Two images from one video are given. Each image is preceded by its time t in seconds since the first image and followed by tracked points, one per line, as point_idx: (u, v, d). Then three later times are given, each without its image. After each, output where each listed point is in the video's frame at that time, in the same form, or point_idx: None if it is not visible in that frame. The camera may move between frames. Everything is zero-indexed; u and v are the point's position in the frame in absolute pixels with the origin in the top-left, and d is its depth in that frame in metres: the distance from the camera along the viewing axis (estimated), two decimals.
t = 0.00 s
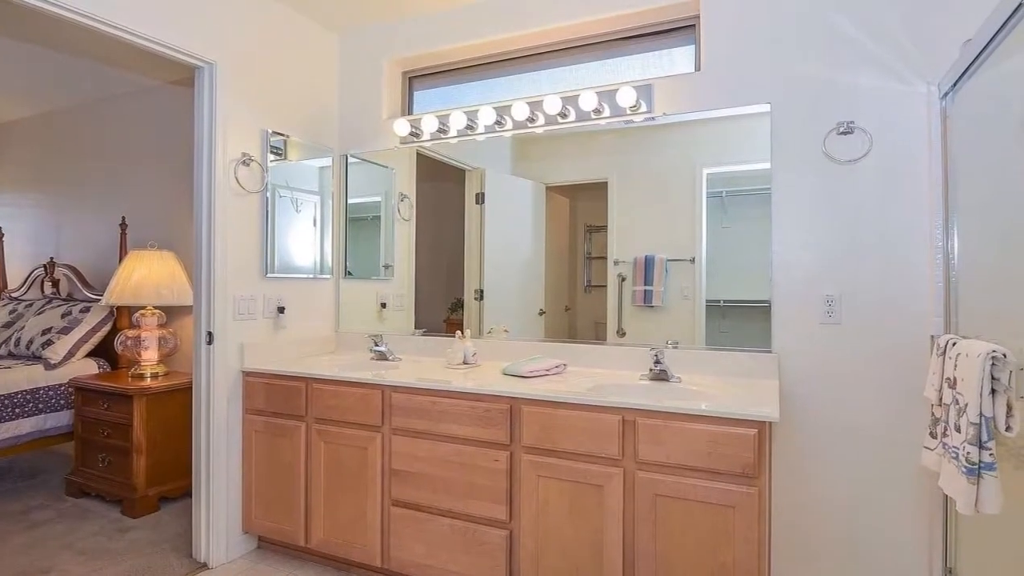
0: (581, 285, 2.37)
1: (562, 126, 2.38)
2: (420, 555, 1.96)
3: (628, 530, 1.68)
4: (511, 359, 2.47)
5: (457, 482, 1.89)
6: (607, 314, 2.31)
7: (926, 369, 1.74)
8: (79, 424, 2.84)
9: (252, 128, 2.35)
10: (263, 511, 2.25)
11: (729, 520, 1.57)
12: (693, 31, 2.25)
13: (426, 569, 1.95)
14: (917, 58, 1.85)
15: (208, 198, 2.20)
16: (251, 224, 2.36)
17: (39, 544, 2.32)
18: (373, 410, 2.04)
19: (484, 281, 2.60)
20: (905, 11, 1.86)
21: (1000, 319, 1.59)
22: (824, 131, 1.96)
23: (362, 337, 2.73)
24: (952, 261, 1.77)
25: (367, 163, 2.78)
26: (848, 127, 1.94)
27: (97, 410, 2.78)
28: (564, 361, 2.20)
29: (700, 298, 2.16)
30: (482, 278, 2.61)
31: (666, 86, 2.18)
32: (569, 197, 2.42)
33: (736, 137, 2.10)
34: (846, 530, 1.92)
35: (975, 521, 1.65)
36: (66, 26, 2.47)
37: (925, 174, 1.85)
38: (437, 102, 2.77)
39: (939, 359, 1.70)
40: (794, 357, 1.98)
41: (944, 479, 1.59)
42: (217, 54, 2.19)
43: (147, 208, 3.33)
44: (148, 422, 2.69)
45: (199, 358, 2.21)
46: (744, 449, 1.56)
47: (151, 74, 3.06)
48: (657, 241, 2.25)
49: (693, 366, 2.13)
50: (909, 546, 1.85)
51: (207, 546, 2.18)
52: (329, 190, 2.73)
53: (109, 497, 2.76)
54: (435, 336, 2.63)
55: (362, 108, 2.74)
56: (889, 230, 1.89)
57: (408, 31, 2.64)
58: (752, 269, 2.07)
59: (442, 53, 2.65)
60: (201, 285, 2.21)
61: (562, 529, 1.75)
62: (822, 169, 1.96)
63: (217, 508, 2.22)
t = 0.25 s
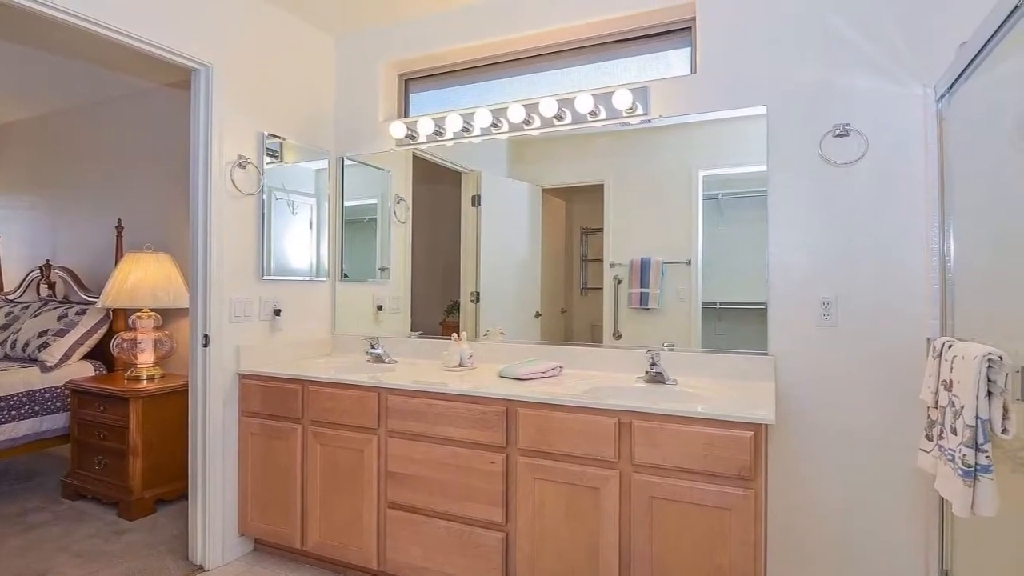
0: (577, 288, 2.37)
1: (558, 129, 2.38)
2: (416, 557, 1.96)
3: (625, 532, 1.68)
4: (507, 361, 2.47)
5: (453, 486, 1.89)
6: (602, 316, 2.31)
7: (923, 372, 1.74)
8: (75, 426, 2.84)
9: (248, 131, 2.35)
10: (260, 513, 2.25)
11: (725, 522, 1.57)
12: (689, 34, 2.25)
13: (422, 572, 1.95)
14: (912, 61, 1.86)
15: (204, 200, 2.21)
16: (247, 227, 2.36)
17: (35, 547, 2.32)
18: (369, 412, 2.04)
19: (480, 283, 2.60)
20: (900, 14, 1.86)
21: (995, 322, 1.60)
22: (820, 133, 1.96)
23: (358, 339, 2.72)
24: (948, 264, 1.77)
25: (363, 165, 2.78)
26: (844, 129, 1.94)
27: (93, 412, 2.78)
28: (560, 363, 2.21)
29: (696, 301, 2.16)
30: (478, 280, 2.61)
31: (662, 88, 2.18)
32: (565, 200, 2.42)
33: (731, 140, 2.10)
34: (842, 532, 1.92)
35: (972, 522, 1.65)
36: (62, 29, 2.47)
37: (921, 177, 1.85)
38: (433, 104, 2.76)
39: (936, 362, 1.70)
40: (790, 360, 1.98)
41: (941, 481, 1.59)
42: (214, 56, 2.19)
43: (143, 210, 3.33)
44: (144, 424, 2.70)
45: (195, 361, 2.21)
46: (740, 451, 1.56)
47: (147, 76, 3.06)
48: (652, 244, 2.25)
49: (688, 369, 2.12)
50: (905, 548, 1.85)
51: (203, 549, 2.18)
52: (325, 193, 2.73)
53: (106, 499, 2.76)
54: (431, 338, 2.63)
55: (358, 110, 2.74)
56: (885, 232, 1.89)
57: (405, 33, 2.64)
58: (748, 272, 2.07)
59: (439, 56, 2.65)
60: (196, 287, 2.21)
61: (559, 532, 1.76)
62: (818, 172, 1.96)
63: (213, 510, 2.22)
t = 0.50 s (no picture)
0: (573, 290, 2.37)
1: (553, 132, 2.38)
2: (412, 560, 1.96)
3: (621, 535, 1.68)
4: (503, 363, 2.47)
5: (450, 488, 1.89)
6: (598, 319, 2.31)
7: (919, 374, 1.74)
8: (71, 429, 2.85)
9: (245, 133, 2.36)
10: (256, 515, 2.25)
11: (721, 524, 1.57)
12: (685, 36, 2.25)
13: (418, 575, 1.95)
14: (907, 64, 1.86)
15: (201, 203, 2.21)
16: (243, 229, 2.36)
17: (30, 549, 2.32)
18: (365, 415, 2.04)
19: (476, 286, 2.60)
20: (895, 18, 1.87)
21: (991, 324, 1.60)
22: (816, 136, 1.97)
23: (354, 341, 2.72)
24: (943, 267, 1.78)
25: (359, 168, 2.77)
26: (840, 132, 1.94)
27: (90, 414, 2.78)
28: (556, 365, 2.21)
29: (692, 303, 2.16)
30: (474, 283, 2.61)
31: (657, 91, 2.18)
32: (561, 202, 2.42)
33: (726, 142, 2.10)
34: (839, 535, 1.92)
35: (967, 524, 1.66)
36: (59, 32, 2.47)
37: (917, 180, 1.86)
38: (430, 106, 2.76)
39: (932, 364, 1.70)
40: (785, 363, 1.99)
41: (937, 483, 1.59)
42: (210, 59, 2.20)
43: (139, 212, 3.33)
44: (140, 426, 2.69)
45: (191, 363, 2.21)
46: (736, 453, 1.56)
47: (144, 79, 3.06)
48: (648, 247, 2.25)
49: (684, 372, 2.12)
50: (901, 550, 1.86)
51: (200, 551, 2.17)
52: (321, 195, 2.73)
53: (102, 501, 2.76)
54: (427, 340, 2.63)
55: (354, 112, 2.74)
56: (881, 234, 1.89)
57: (401, 35, 2.64)
58: (744, 275, 2.07)
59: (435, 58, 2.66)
60: (193, 290, 2.21)
61: (554, 534, 1.76)
62: (814, 174, 1.97)
63: (210, 512, 2.22)
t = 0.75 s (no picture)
0: (570, 292, 2.37)
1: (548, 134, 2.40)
2: (408, 562, 1.96)
3: (617, 538, 1.68)
4: (499, 366, 2.47)
5: (446, 491, 1.89)
6: (595, 321, 2.31)
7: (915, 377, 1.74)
8: (67, 431, 2.85)
9: (241, 135, 2.36)
10: (252, 518, 2.25)
11: (718, 527, 1.57)
12: (681, 38, 2.25)
13: None
14: (905, 66, 1.86)
15: (198, 204, 2.21)
16: (239, 231, 2.36)
17: (26, 552, 2.32)
18: (361, 417, 2.04)
19: (472, 288, 2.60)
20: (891, 20, 1.87)
21: (987, 327, 1.60)
22: (812, 138, 1.97)
23: (350, 344, 2.72)
24: (940, 269, 1.78)
25: (356, 170, 2.77)
26: (836, 134, 1.95)
27: (86, 416, 2.78)
28: (552, 367, 2.21)
29: (688, 305, 2.16)
30: (470, 285, 2.61)
31: (654, 93, 2.18)
32: (557, 204, 2.41)
33: (722, 145, 2.11)
34: (835, 537, 1.92)
35: (963, 526, 1.66)
36: (55, 34, 2.47)
37: (913, 182, 1.86)
38: (426, 109, 2.77)
39: (928, 366, 1.70)
40: (781, 365, 1.99)
41: (932, 485, 1.59)
42: (206, 61, 2.20)
43: (135, 214, 3.33)
44: (137, 429, 2.70)
45: (187, 365, 2.21)
46: (732, 456, 1.56)
47: (140, 81, 3.06)
48: (644, 250, 2.26)
49: (680, 375, 2.12)
50: (897, 553, 1.86)
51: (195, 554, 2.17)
52: (317, 197, 2.73)
53: (99, 504, 2.76)
54: (423, 343, 2.63)
55: (351, 114, 2.74)
56: (877, 236, 1.90)
57: (398, 37, 2.64)
58: (740, 277, 2.07)
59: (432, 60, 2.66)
60: (188, 291, 2.21)
61: (550, 537, 1.76)
62: (811, 176, 1.97)
63: (206, 514, 2.22)
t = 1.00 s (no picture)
0: (566, 295, 2.37)
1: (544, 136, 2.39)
2: (404, 565, 1.96)
3: (613, 541, 1.68)
4: (495, 368, 2.47)
5: (442, 493, 1.89)
6: (591, 323, 2.31)
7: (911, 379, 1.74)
8: (63, 433, 2.85)
9: (237, 137, 2.36)
10: (249, 520, 2.25)
11: (714, 530, 1.57)
12: (677, 41, 2.25)
13: None
14: (900, 69, 1.87)
15: (194, 207, 2.21)
16: (235, 234, 2.36)
17: (22, 554, 2.32)
18: (357, 420, 2.04)
19: (468, 290, 2.60)
20: (886, 23, 1.88)
21: (983, 329, 1.60)
22: (809, 140, 1.97)
23: (346, 346, 2.72)
24: (936, 272, 1.78)
25: (352, 172, 2.77)
26: (832, 136, 1.95)
27: (82, 419, 2.78)
28: (548, 369, 2.21)
29: (684, 308, 2.16)
30: (466, 287, 2.61)
31: (649, 96, 2.19)
32: (553, 207, 2.42)
33: (718, 147, 2.11)
34: (832, 539, 1.92)
35: (959, 528, 1.66)
36: (51, 37, 2.47)
37: (910, 185, 1.86)
38: (423, 111, 2.77)
39: (924, 369, 1.70)
40: (777, 368, 1.99)
41: (928, 487, 1.59)
42: (203, 64, 2.20)
43: (132, 217, 3.33)
44: (133, 431, 2.70)
45: (184, 368, 2.21)
46: (728, 458, 1.56)
47: (136, 83, 3.06)
48: (640, 253, 2.26)
49: (675, 378, 2.12)
50: (893, 555, 1.86)
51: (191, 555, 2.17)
52: (313, 200, 2.73)
53: (95, 507, 2.76)
54: (419, 345, 2.63)
55: (347, 117, 2.74)
56: (873, 238, 1.90)
57: (394, 40, 2.64)
58: (736, 280, 2.07)
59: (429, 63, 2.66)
60: (184, 294, 2.21)
61: (546, 540, 1.75)
62: (807, 179, 1.97)
63: (203, 516, 2.22)
